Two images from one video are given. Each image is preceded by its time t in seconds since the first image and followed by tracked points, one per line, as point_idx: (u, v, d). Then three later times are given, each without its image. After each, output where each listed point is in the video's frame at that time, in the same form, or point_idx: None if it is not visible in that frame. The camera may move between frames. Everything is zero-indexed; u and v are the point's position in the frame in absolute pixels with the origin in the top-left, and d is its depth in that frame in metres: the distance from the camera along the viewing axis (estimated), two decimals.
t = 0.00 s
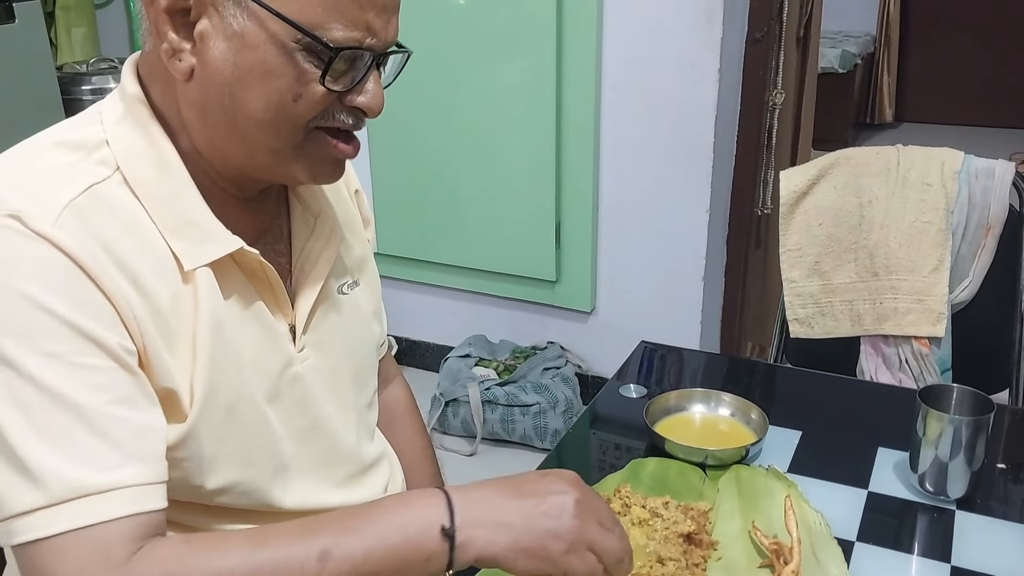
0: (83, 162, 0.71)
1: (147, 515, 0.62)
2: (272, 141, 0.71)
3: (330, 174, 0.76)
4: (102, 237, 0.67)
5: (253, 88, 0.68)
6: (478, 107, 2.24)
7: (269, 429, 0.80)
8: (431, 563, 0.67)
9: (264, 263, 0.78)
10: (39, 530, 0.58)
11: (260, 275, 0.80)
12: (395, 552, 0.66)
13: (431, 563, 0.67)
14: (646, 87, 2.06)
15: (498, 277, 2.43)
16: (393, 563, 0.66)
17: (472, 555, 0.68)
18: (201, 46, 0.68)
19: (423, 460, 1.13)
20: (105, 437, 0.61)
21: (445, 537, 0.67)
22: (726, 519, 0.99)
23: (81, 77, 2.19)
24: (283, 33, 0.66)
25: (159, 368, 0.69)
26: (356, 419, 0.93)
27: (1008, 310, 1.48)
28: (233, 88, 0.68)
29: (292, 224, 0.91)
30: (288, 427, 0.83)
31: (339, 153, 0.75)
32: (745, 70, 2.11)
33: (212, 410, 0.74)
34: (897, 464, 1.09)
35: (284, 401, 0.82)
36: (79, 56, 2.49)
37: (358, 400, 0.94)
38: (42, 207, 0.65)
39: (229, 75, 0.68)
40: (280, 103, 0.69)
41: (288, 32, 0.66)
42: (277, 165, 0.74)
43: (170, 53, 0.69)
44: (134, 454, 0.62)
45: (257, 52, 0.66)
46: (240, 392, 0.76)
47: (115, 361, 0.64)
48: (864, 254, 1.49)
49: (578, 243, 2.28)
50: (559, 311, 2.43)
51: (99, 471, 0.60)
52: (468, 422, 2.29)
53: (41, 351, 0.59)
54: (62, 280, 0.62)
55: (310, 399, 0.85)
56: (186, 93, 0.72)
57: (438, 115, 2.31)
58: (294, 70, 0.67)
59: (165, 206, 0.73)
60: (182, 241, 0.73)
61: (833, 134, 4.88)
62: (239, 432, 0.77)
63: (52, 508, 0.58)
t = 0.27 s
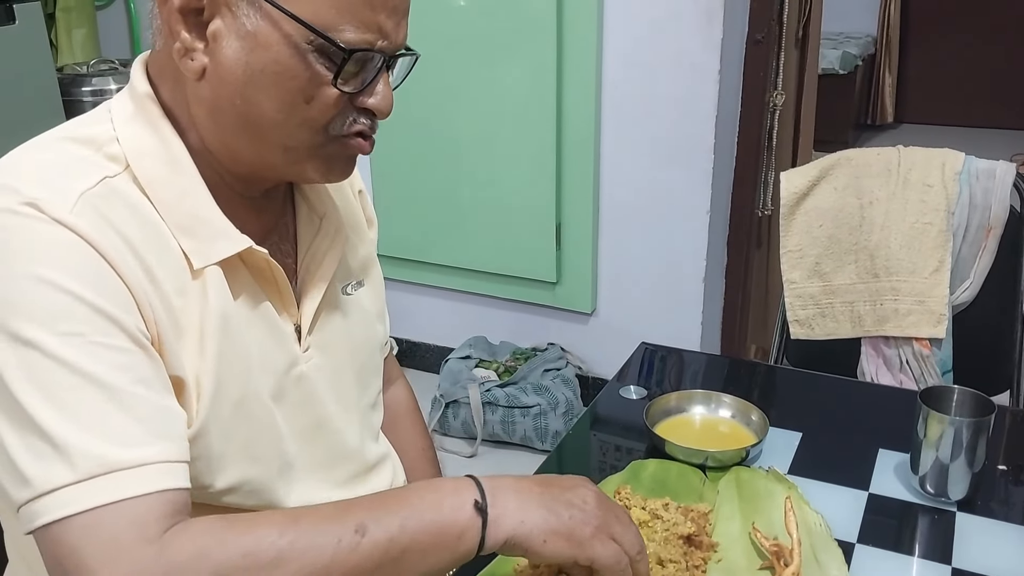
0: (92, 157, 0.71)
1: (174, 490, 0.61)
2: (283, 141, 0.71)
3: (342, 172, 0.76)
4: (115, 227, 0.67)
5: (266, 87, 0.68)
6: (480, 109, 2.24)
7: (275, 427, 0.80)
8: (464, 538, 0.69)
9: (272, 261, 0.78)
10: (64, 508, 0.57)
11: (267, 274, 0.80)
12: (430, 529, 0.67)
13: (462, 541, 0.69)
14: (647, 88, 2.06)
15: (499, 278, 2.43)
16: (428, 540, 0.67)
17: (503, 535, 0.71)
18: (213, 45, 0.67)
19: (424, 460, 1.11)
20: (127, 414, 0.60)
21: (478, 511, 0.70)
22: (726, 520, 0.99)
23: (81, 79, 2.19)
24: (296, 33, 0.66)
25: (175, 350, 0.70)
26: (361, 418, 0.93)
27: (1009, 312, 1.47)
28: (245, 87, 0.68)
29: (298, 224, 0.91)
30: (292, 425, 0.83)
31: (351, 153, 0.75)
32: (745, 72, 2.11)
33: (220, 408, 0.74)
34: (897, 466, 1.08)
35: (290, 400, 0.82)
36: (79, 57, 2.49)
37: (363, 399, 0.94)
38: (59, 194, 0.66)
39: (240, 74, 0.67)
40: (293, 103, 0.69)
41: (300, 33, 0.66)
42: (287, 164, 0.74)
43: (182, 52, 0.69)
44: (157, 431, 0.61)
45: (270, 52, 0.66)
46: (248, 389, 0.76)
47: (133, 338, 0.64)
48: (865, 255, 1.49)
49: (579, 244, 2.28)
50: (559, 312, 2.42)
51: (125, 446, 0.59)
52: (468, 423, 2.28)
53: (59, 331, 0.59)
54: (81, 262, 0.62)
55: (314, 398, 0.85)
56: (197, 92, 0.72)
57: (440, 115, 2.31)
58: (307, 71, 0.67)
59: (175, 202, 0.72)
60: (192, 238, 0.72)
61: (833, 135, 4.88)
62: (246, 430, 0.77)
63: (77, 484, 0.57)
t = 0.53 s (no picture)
0: (101, 155, 0.71)
1: (192, 475, 0.61)
2: (295, 143, 0.71)
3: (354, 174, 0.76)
4: (127, 219, 0.68)
5: (279, 89, 0.68)
6: (483, 110, 2.24)
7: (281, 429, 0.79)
8: (486, 531, 0.69)
9: (280, 264, 0.78)
10: (82, 492, 0.57)
11: (275, 276, 0.79)
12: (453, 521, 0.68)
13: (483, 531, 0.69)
14: (647, 88, 2.06)
15: (499, 279, 2.43)
16: (451, 533, 0.67)
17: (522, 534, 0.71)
18: (228, 47, 0.67)
19: (427, 462, 1.11)
20: (145, 398, 0.60)
21: (498, 504, 0.70)
22: (726, 521, 0.99)
23: (81, 79, 2.19)
24: (312, 35, 0.66)
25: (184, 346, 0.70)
26: (366, 418, 0.93)
27: (1010, 312, 1.47)
28: (258, 89, 0.68)
29: (305, 226, 0.90)
30: (298, 427, 0.83)
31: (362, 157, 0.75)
32: (745, 73, 2.11)
33: (226, 409, 0.74)
34: (897, 467, 1.08)
35: (296, 401, 0.82)
36: (79, 58, 2.49)
37: (368, 400, 0.94)
38: (73, 186, 0.66)
39: (253, 75, 0.67)
40: (305, 105, 0.69)
41: (315, 34, 0.66)
42: (297, 167, 0.74)
43: (196, 54, 0.69)
44: (175, 416, 0.61)
45: (285, 54, 0.66)
46: (254, 390, 0.76)
47: (146, 326, 0.64)
48: (865, 256, 1.49)
49: (579, 244, 2.27)
50: (559, 313, 2.42)
51: (142, 430, 0.59)
52: (468, 424, 2.28)
53: (73, 317, 0.59)
54: (96, 251, 0.63)
55: (320, 399, 0.84)
56: (209, 94, 0.72)
57: (440, 116, 2.31)
58: (322, 73, 0.67)
59: (184, 203, 0.72)
60: (201, 238, 0.73)
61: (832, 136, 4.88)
62: (251, 431, 0.76)
63: (96, 466, 0.57)
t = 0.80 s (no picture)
0: (113, 156, 0.71)
1: (206, 479, 0.61)
2: (304, 147, 0.71)
3: (362, 177, 0.76)
4: (141, 222, 0.68)
5: (289, 92, 0.68)
6: (485, 112, 2.24)
7: (288, 431, 0.79)
8: (500, 552, 0.69)
9: (289, 265, 0.79)
10: (97, 496, 0.57)
11: (283, 277, 0.80)
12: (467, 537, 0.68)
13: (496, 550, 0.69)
14: (648, 90, 2.06)
15: (501, 281, 2.43)
16: (467, 551, 0.67)
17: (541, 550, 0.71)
18: (239, 49, 0.68)
19: (429, 464, 1.10)
20: (160, 401, 0.60)
21: (513, 527, 0.70)
22: (728, 522, 0.99)
23: (82, 81, 2.19)
24: (323, 40, 0.66)
25: (194, 347, 0.71)
26: (372, 420, 0.93)
27: (1011, 314, 1.48)
28: (268, 92, 0.68)
29: (313, 229, 0.91)
30: (306, 429, 0.83)
31: (369, 161, 0.75)
32: (746, 76, 2.12)
33: (233, 410, 0.74)
34: (898, 468, 1.08)
35: (304, 403, 0.82)
36: (80, 60, 2.50)
37: (374, 401, 0.94)
38: (87, 188, 0.66)
39: (264, 78, 0.68)
40: (315, 109, 0.69)
41: (327, 39, 0.66)
42: (305, 170, 0.74)
43: (207, 55, 0.69)
44: (190, 419, 0.62)
45: (297, 57, 0.66)
46: (262, 391, 0.77)
47: (160, 329, 0.64)
48: (865, 258, 1.49)
49: (580, 246, 2.28)
50: (560, 315, 2.42)
51: (158, 434, 0.59)
52: (469, 425, 2.28)
53: (89, 320, 0.59)
54: (110, 255, 0.63)
55: (328, 402, 0.85)
56: (219, 96, 0.72)
57: (442, 118, 2.31)
58: (333, 78, 0.68)
59: (194, 204, 0.73)
60: (212, 241, 0.73)
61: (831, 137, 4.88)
62: (258, 433, 0.77)
63: (111, 469, 0.57)
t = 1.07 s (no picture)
0: (121, 164, 0.72)
1: (191, 499, 0.61)
2: (311, 155, 0.72)
3: (367, 183, 0.77)
4: (144, 233, 0.68)
5: (297, 100, 0.68)
6: (487, 116, 2.25)
7: (292, 437, 0.80)
8: (479, 554, 0.68)
9: (296, 273, 0.79)
10: (83, 514, 0.57)
11: (289, 283, 0.80)
12: (446, 541, 0.67)
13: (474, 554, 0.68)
14: (648, 94, 2.07)
15: (502, 284, 2.44)
16: (445, 554, 0.67)
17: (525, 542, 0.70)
18: (248, 57, 0.68)
19: (432, 466, 1.11)
20: (152, 421, 0.61)
21: (493, 527, 0.69)
22: (729, 525, 1.00)
23: (85, 85, 2.20)
24: (333, 48, 0.67)
25: (198, 353, 0.71)
26: (376, 424, 0.94)
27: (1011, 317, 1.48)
28: (276, 100, 0.69)
29: (318, 234, 0.91)
30: (310, 434, 0.83)
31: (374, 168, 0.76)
32: (746, 80, 2.12)
33: (238, 416, 0.74)
34: (898, 472, 1.09)
35: (309, 408, 0.82)
36: (83, 63, 2.50)
37: (379, 406, 0.94)
38: (91, 200, 0.66)
39: (273, 86, 0.68)
40: (323, 117, 0.69)
41: (337, 48, 0.67)
42: (311, 178, 0.75)
43: (217, 62, 0.70)
44: (180, 440, 0.62)
45: (306, 65, 0.67)
46: (266, 398, 0.77)
47: (157, 345, 0.65)
48: (866, 261, 1.49)
49: (582, 249, 2.28)
50: (561, 318, 2.43)
51: (148, 454, 0.59)
52: (471, 428, 2.29)
53: (84, 338, 0.60)
54: (109, 270, 0.63)
55: (332, 407, 0.85)
56: (228, 103, 0.72)
57: (444, 122, 2.31)
58: (342, 86, 0.68)
59: (203, 213, 0.73)
60: (218, 247, 0.73)
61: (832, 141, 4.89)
62: (262, 437, 0.77)
63: (95, 490, 0.57)
